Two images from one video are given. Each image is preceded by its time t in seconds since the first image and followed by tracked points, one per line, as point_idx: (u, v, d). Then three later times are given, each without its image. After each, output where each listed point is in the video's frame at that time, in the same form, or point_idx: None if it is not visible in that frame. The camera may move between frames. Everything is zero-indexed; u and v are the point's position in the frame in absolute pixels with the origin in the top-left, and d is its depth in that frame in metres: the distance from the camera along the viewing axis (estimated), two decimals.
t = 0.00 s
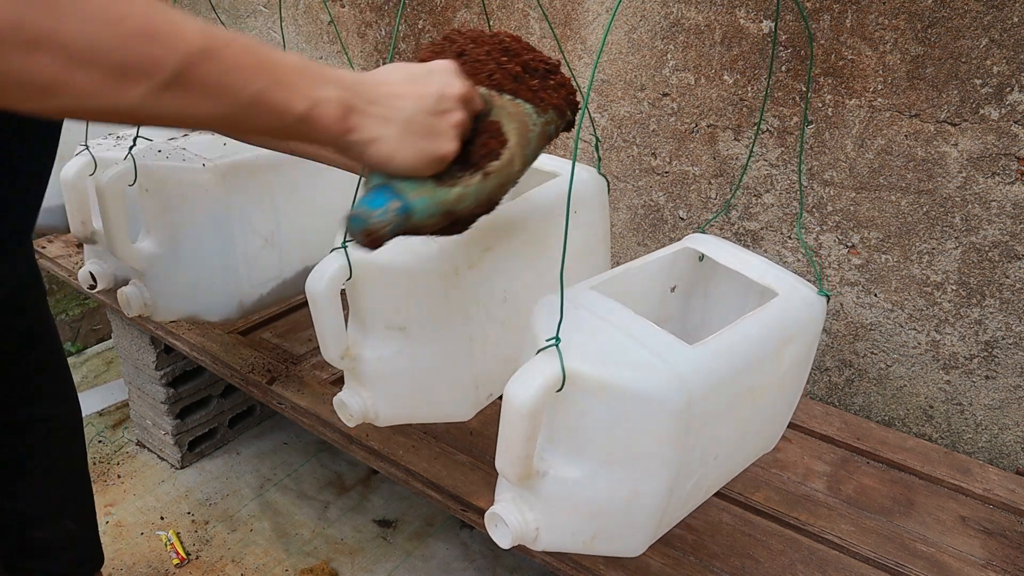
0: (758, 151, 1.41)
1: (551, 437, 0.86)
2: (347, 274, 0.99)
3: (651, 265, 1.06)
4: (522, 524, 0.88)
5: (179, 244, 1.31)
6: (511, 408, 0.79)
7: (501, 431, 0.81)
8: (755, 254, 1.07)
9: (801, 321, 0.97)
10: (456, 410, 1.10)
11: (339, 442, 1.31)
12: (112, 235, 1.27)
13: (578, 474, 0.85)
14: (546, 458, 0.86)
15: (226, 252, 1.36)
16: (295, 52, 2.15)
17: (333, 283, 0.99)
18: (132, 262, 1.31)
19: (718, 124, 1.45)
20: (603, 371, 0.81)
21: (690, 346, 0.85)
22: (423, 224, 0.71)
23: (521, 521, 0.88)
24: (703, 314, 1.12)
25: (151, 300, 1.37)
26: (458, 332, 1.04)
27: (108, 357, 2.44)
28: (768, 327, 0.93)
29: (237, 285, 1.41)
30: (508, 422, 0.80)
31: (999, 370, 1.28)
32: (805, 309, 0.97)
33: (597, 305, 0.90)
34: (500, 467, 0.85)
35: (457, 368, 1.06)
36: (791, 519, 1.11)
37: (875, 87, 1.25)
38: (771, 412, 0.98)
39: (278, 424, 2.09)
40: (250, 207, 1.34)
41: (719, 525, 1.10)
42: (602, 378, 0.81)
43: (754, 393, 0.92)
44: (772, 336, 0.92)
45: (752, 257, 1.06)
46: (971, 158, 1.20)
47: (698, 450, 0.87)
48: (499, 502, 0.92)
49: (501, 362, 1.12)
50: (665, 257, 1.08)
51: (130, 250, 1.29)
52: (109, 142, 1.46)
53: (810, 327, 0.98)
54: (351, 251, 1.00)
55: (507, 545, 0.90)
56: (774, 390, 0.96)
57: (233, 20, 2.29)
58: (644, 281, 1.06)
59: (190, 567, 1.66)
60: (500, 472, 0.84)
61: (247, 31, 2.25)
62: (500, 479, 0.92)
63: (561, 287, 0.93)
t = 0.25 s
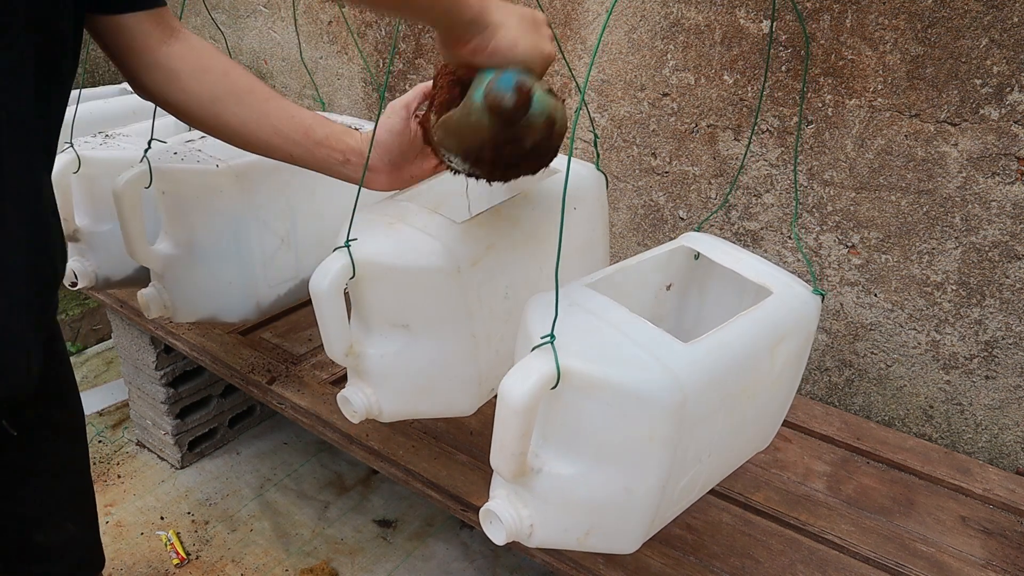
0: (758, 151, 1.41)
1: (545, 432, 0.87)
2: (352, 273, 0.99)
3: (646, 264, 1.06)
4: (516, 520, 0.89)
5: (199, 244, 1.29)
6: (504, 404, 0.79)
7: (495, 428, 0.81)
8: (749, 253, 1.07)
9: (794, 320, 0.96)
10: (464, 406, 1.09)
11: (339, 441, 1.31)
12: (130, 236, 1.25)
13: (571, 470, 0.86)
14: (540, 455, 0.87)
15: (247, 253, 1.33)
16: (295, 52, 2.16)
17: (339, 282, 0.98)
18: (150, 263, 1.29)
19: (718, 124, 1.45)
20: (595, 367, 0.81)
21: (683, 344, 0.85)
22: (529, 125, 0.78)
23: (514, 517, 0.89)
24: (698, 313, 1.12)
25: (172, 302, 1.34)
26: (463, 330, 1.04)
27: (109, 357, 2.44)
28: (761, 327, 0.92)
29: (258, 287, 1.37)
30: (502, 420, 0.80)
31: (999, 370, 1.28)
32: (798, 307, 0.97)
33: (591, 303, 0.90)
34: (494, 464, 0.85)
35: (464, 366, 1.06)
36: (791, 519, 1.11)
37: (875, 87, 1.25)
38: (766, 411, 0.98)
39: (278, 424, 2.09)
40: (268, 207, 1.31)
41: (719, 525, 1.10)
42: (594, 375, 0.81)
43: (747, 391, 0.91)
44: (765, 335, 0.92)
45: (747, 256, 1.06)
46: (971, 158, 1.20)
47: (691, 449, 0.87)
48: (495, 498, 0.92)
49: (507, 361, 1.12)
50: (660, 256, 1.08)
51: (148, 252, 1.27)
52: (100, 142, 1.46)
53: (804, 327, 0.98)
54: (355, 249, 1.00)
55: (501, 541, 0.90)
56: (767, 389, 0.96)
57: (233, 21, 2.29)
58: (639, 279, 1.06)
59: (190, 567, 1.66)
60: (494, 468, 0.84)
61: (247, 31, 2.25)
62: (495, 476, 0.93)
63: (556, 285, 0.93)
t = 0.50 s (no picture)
0: (758, 151, 1.41)
1: (545, 431, 0.87)
2: (371, 277, 0.98)
3: (645, 264, 1.06)
4: (516, 520, 0.89)
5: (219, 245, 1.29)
6: (504, 405, 0.79)
7: (495, 428, 0.81)
8: (748, 252, 1.07)
9: (793, 318, 0.96)
10: (480, 405, 1.09)
11: (339, 441, 1.31)
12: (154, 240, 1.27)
13: (572, 470, 0.86)
14: (540, 455, 0.87)
15: (268, 253, 1.31)
16: (295, 52, 2.16)
17: (359, 287, 0.97)
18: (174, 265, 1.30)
19: (718, 124, 1.45)
20: (595, 367, 0.81)
21: (681, 343, 0.85)
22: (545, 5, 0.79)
23: (515, 517, 0.89)
24: (697, 312, 1.12)
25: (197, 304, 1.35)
26: (484, 330, 1.02)
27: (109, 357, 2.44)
28: (759, 326, 0.92)
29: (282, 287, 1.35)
30: (503, 419, 0.80)
31: (999, 370, 1.28)
32: (797, 306, 0.97)
33: (591, 302, 0.90)
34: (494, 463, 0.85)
35: (483, 366, 1.05)
36: (791, 519, 1.11)
37: (875, 87, 1.25)
38: (765, 411, 0.98)
39: (278, 424, 2.09)
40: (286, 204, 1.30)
41: (719, 525, 1.10)
42: (593, 374, 0.81)
43: (747, 391, 0.91)
44: (763, 334, 0.92)
45: (745, 255, 1.06)
46: (971, 158, 1.20)
47: (691, 448, 0.86)
48: (495, 498, 0.92)
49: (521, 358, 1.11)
50: (659, 256, 1.08)
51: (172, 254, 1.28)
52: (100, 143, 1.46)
53: (802, 327, 0.98)
54: (373, 253, 0.99)
55: (501, 541, 0.90)
56: (766, 388, 0.95)
57: (233, 21, 2.29)
58: (638, 279, 1.06)
59: (190, 567, 1.66)
60: (494, 468, 0.84)
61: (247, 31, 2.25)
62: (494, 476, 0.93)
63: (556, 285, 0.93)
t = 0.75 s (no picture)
0: (758, 151, 1.41)
1: (550, 432, 0.86)
2: (376, 276, 0.97)
3: (649, 264, 1.06)
4: (522, 522, 0.89)
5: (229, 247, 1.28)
6: (509, 407, 0.79)
7: (500, 430, 0.81)
8: (753, 253, 1.07)
9: (798, 318, 0.96)
10: (482, 402, 1.09)
11: (339, 441, 1.31)
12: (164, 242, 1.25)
13: (578, 472, 0.85)
14: (545, 457, 0.87)
15: (277, 254, 1.31)
16: (295, 52, 2.16)
17: (365, 288, 0.95)
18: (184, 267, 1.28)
19: (718, 124, 1.45)
20: (601, 369, 0.81)
21: (686, 344, 0.85)
22: None
23: (520, 519, 0.89)
24: (701, 313, 1.12)
25: (207, 307, 1.34)
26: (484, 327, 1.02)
27: (109, 357, 2.44)
28: (764, 326, 0.92)
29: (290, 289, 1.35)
30: (508, 422, 0.79)
31: (999, 370, 1.28)
32: (801, 307, 0.97)
33: (595, 304, 0.90)
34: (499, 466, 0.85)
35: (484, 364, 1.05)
36: (791, 519, 1.11)
37: (875, 87, 1.25)
38: (771, 412, 0.98)
39: (278, 424, 2.09)
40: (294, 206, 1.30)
41: (719, 525, 1.10)
42: (599, 376, 0.81)
43: (752, 391, 0.91)
44: (768, 335, 0.92)
45: (750, 256, 1.06)
46: (971, 158, 1.20)
47: (697, 448, 0.86)
48: (500, 501, 0.92)
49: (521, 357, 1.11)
50: (663, 257, 1.08)
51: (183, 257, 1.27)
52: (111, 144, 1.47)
53: (807, 326, 0.98)
54: (377, 252, 0.98)
55: (507, 543, 0.90)
56: (771, 389, 0.95)
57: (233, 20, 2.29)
58: (643, 280, 1.06)
59: (190, 567, 1.66)
60: (499, 470, 0.84)
61: (247, 30, 2.25)
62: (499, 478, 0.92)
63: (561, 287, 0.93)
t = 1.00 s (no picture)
0: (758, 151, 1.41)
1: (558, 437, 0.86)
2: (350, 273, 0.98)
3: (656, 267, 1.06)
4: (529, 526, 0.89)
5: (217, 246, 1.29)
6: (517, 410, 0.79)
7: (508, 434, 0.81)
8: (760, 254, 1.07)
9: (806, 321, 0.96)
10: (457, 405, 1.09)
11: (338, 441, 1.31)
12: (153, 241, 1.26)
13: (585, 476, 0.86)
14: (553, 461, 0.87)
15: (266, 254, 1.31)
16: (294, 52, 2.16)
17: (340, 282, 0.97)
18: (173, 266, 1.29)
19: (718, 124, 1.45)
20: (609, 374, 0.81)
21: (695, 348, 0.85)
22: None
23: (528, 524, 0.89)
24: (708, 313, 1.12)
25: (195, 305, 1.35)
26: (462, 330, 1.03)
27: (109, 357, 2.44)
28: (773, 329, 0.92)
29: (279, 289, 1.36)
30: (517, 426, 0.80)
31: (999, 370, 1.28)
32: (810, 310, 0.97)
33: (602, 307, 0.90)
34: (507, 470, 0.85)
35: (462, 367, 1.05)
36: (791, 519, 1.11)
37: (875, 87, 1.25)
38: (777, 415, 0.98)
39: (278, 424, 2.09)
40: (284, 206, 1.30)
41: (719, 525, 1.10)
42: (608, 381, 0.81)
43: (761, 394, 0.91)
44: (777, 338, 0.92)
45: (757, 257, 1.06)
46: (971, 158, 1.20)
47: (705, 453, 0.86)
48: (507, 505, 0.92)
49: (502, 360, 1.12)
50: (670, 259, 1.08)
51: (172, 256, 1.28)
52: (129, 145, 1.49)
53: (816, 329, 0.98)
54: (353, 249, 1.00)
55: (514, 547, 0.90)
56: (780, 391, 0.95)
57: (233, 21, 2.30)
58: (650, 282, 1.06)
59: (190, 567, 1.66)
60: (507, 475, 0.84)
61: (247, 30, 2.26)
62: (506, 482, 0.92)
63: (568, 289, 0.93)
